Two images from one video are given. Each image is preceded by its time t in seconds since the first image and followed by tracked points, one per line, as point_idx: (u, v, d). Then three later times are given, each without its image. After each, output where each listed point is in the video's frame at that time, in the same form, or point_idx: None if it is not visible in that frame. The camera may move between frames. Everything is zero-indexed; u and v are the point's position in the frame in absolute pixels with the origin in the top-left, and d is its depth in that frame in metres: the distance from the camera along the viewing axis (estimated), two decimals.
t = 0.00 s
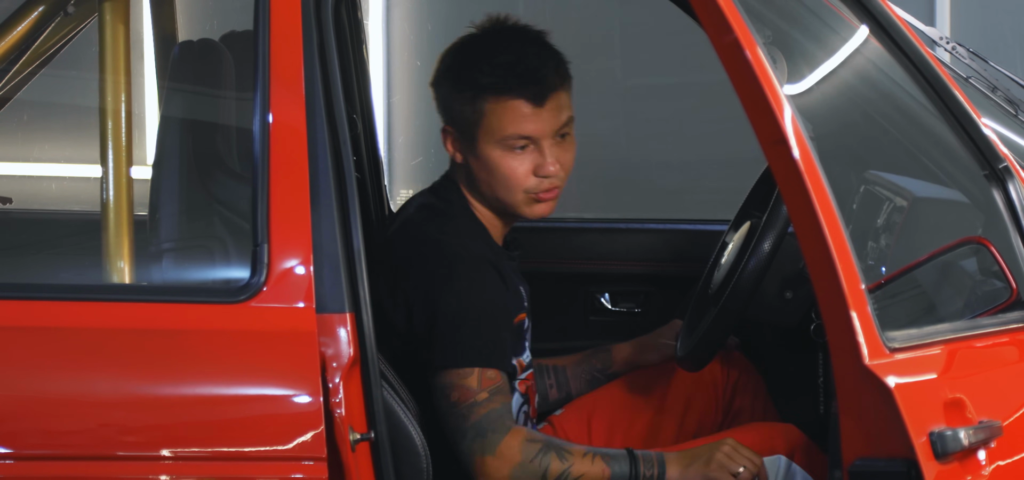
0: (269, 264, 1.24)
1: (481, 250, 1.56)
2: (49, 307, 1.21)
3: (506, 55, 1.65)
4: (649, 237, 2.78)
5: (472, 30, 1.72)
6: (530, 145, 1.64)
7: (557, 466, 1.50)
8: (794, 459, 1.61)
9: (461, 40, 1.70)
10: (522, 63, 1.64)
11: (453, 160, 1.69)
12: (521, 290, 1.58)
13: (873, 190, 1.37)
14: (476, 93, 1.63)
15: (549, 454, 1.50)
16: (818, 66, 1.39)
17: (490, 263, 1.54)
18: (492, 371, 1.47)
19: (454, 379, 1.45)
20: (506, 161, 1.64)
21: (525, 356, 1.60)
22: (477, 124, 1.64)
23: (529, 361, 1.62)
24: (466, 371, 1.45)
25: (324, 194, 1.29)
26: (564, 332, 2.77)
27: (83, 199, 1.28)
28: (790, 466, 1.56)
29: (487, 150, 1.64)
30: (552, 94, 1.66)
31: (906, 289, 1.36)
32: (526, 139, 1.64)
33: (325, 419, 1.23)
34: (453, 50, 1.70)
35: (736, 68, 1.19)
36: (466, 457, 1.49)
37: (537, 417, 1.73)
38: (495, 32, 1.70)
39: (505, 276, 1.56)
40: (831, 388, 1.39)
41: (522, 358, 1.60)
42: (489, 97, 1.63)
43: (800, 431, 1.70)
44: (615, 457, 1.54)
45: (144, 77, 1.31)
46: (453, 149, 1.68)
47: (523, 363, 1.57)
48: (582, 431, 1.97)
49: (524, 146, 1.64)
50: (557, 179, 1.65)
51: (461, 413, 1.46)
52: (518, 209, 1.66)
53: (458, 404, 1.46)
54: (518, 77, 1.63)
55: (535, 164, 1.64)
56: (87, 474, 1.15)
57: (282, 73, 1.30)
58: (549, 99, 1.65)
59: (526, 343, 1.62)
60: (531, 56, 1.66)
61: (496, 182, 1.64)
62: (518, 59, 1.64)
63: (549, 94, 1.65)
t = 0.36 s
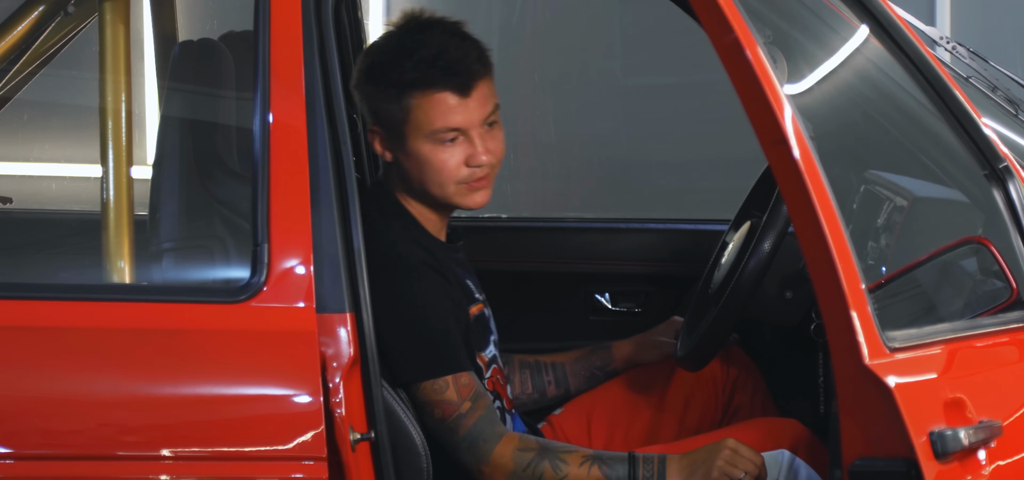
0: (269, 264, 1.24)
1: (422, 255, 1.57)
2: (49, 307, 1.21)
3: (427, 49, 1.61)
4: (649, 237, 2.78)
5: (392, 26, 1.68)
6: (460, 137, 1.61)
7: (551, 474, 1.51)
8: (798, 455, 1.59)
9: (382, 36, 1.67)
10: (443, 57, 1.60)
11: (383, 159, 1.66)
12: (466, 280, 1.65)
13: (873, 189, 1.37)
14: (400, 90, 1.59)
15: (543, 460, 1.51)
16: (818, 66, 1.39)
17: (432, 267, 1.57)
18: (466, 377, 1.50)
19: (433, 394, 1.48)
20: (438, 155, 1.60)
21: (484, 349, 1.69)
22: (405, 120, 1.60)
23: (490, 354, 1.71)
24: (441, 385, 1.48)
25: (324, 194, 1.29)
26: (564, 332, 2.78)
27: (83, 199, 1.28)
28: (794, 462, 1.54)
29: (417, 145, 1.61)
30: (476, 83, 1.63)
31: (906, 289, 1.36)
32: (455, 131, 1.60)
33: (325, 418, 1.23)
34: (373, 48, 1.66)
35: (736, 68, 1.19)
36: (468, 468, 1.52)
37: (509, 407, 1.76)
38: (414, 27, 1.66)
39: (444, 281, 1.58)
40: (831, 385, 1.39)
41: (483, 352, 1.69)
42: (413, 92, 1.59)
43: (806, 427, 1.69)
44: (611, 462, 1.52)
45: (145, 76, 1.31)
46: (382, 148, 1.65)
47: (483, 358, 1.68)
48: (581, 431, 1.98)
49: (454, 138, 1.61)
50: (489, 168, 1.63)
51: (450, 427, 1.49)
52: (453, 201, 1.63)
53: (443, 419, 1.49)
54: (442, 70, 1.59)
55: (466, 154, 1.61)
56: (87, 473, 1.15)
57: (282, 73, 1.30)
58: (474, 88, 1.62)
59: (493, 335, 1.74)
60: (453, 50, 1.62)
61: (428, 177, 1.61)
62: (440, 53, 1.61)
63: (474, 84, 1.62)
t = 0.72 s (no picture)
0: (269, 264, 1.24)
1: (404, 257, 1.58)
2: (50, 307, 1.21)
3: (377, 55, 1.60)
4: (649, 237, 2.79)
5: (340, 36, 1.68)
6: (421, 139, 1.62)
7: (529, 446, 1.48)
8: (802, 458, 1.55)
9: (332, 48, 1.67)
10: (393, 61, 1.60)
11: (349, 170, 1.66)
12: (451, 277, 1.72)
13: (873, 189, 1.37)
14: (355, 100, 1.59)
15: (517, 433, 1.48)
16: (818, 66, 1.39)
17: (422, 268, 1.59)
18: (447, 376, 1.48)
19: (414, 396, 1.47)
20: (402, 160, 1.61)
21: (477, 346, 1.73)
22: (364, 129, 1.60)
23: (482, 350, 1.76)
24: (421, 386, 1.47)
25: (323, 194, 1.29)
26: (564, 332, 2.78)
27: (83, 199, 1.28)
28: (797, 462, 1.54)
29: (379, 153, 1.61)
30: (428, 83, 1.63)
31: (906, 289, 1.36)
32: (416, 134, 1.61)
33: (325, 418, 1.23)
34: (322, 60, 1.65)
35: (736, 68, 1.19)
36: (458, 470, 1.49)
37: (508, 401, 1.82)
38: (360, 35, 1.65)
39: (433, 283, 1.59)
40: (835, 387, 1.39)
41: (476, 348, 1.73)
42: (368, 101, 1.59)
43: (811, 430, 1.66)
44: (576, 410, 1.51)
45: (144, 76, 1.31)
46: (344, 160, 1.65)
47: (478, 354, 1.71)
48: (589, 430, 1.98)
49: (415, 141, 1.62)
50: (453, 166, 1.65)
51: (432, 427, 1.47)
52: (423, 203, 1.65)
53: (426, 419, 1.48)
54: (393, 75, 1.59)
55: (430, 155, 1.63)
56: (87, 473, 1.15)
57: (282, 73, 1.30)
58: (427, 89, 1.62)
59: (483, 331, 1.80)
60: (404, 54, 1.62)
61: (396, 182, 1.62)
62: (389, 58, 1.60)
63: (425, 85, 1.62)
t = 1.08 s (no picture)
0: (269, 264, 1.24)
1: (413, 260, 1.58)
2: (49, 307, 1.21)
3: (411, 57, 1.60)
4: (649, 237, 2.79)
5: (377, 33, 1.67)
6: (443, 145, 1.62)
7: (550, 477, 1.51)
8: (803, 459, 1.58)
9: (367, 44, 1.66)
10: (427, 65, 1.60)
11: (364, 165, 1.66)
12: (455, 278, 1.72)
13: (873, 189, 1.37)
14: (384, 98, 1.59)
15: (542, 463, 1.51)
16: (818, 66, 1.38)
17: (425, 269, 1.59)
18: (464, 379, 1.50)
19: (431, 396, 1.47)
20: (421, 163, 1.62)
21: (479, 348, 1.74)
22: (389, 127, 1.60)
23: (484, 352, 1.77)
24: (440, 386, 1.47)
25: (324, 194, 1.29)
26: (563, 332, 2.77)
27: (83, 199, 1.28)
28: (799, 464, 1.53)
29: (400, 152, 1.61)
30: (460, 92, 1.63)
31: (906, 289, 1.35)
32: (439, 139, 1.61)
33: (325, 418, 1.23)
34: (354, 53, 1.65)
35: (736, 68, 1.19)
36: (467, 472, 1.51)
37: (508, 403, 1.81)
38: (395, 33, 1.65)
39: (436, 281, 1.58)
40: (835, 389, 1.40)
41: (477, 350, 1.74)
42: (398, 100, 1.59)
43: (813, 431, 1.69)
44: (609, 467, 1.53)
45: (145, 76, 1.31)
46: (362, 154, 1.65)
47: (478, 356, 1.73)
48: (591, 430, 1.97)
49: (437, 146, 1.62)
50: (470, 176, 1.65)
51: (448, 429, 1.49)
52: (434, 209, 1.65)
53: (440, 421, 1.48)
54: (426, 79, 1.59)
55: (449, 162, 1.63)
56: (87, 473, 1.15)
57: (282, 73, 1.30)
58: (459, 97, 1.63)
59: (484, 335, 1.79)
60: (438, 57, 1.62)
61: (411, 184, 1.62)
62: (421, 60, 1.60)
63: (458, 93, 1.62)
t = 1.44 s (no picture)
0: (269, 264, 1.24)
1: (418, 259, 1.58)
2: (48, 307, 1.21)
3: (438, 52, 1.61)
4: (649, 237, 2.79)
5: (406, 27, 1.68)
6: (461, 141, 1.63)
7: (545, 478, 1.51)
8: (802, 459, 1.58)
9: (394, 37, 1.67)
10: (455, 60, 1.61)
11: (378, 156, 1.66)
12: (460, 280, 1.73)
13: (874, 189, 1.37)
14: (410, 88, 1.60)
15: (538, 464, 1.52)
16: (817, 67, 1.38)
17: (428, 268, 1.59)
18: (461, 379, 1.49)
19: (427, 395, 1.47)
20: (436, 157, 1.62)
21: (481, 349, 1.75)
22: (410, 118, 1.61)
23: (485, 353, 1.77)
24: (436, 386, 1.47)
25: (324, 195, 1.29)
26: (563, 332, 2.78)
27: (83, 199, 1.28)
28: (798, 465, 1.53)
29: (418, 145, 1.61)
30: (484, 90, 1.64)
31: (906, 289, 1.36)
32: (457, 135, 1.62)
33: (325, 419, 1.23)
34: (383, 43, 1.66)
35: (736, 68, 1.19)
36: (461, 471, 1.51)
37: (508, 405, 1.80)
38: (426, 28, 1.67)
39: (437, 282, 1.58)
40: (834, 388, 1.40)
41: (479, 351, 1.74)
42: (424, 92, 1.59)
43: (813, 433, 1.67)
44: (604, 468, 1.53)
45: (145, 76, 1.31)
46: (378, 145, 1.66)
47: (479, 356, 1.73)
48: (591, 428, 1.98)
49: (455, 141, 1.62)
50: (483, 177, 1.65)
51: (443, 429, 1.49)
52: (444, 205, 1.65)
53: (436, 421, 1.48)
54: (453, 73, 1.60)
55: (465, 160, 1.63)
56: (87, 473, 1.15)
57: (282, 74, 1.30)
58: (482, 95, 1.64)
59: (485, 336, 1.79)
60: (467, 54, 1.63)
61: (424, 179, 1.62)
62: (449, 55, 1.61)
63: (482, 91, 1.63)
